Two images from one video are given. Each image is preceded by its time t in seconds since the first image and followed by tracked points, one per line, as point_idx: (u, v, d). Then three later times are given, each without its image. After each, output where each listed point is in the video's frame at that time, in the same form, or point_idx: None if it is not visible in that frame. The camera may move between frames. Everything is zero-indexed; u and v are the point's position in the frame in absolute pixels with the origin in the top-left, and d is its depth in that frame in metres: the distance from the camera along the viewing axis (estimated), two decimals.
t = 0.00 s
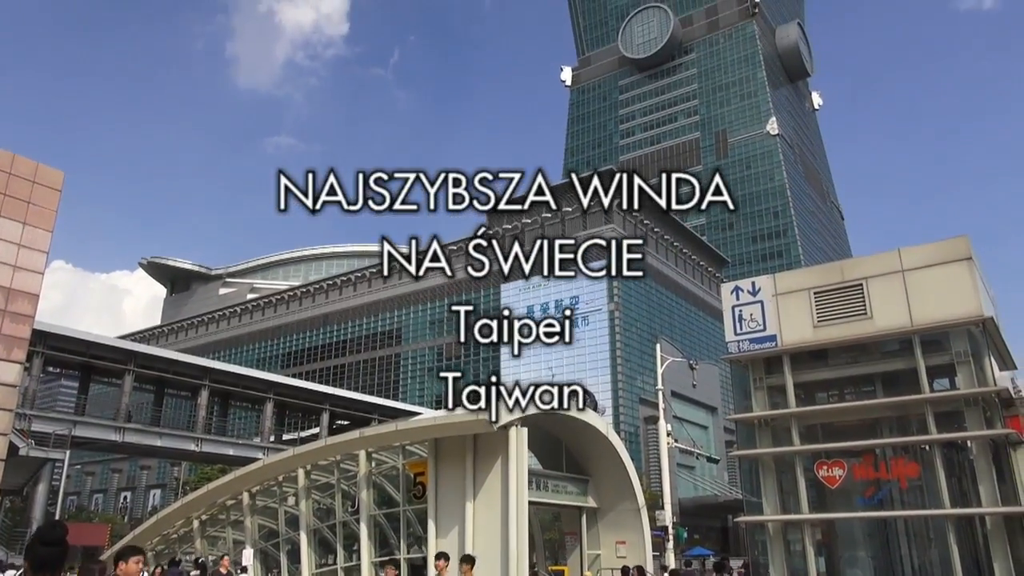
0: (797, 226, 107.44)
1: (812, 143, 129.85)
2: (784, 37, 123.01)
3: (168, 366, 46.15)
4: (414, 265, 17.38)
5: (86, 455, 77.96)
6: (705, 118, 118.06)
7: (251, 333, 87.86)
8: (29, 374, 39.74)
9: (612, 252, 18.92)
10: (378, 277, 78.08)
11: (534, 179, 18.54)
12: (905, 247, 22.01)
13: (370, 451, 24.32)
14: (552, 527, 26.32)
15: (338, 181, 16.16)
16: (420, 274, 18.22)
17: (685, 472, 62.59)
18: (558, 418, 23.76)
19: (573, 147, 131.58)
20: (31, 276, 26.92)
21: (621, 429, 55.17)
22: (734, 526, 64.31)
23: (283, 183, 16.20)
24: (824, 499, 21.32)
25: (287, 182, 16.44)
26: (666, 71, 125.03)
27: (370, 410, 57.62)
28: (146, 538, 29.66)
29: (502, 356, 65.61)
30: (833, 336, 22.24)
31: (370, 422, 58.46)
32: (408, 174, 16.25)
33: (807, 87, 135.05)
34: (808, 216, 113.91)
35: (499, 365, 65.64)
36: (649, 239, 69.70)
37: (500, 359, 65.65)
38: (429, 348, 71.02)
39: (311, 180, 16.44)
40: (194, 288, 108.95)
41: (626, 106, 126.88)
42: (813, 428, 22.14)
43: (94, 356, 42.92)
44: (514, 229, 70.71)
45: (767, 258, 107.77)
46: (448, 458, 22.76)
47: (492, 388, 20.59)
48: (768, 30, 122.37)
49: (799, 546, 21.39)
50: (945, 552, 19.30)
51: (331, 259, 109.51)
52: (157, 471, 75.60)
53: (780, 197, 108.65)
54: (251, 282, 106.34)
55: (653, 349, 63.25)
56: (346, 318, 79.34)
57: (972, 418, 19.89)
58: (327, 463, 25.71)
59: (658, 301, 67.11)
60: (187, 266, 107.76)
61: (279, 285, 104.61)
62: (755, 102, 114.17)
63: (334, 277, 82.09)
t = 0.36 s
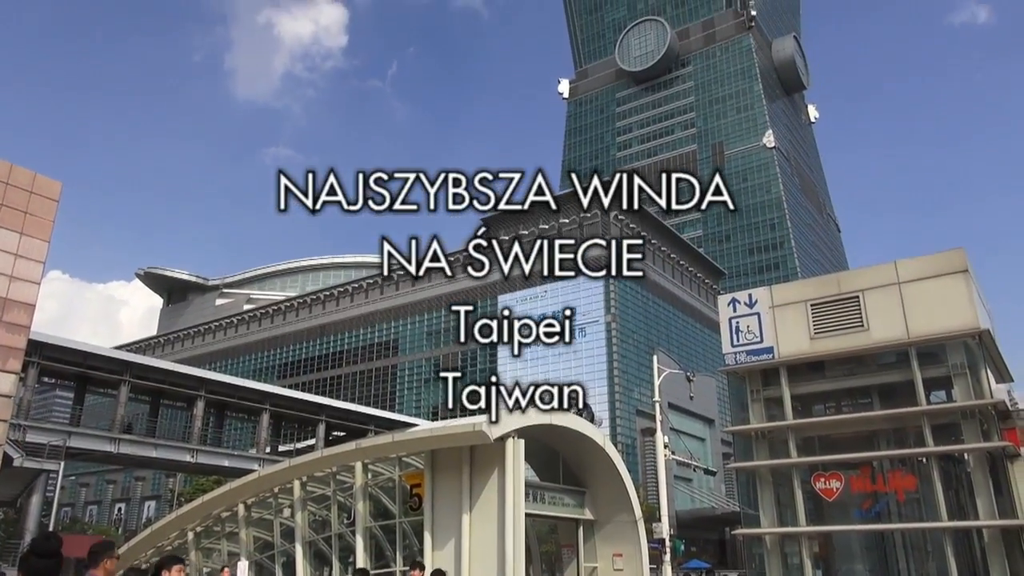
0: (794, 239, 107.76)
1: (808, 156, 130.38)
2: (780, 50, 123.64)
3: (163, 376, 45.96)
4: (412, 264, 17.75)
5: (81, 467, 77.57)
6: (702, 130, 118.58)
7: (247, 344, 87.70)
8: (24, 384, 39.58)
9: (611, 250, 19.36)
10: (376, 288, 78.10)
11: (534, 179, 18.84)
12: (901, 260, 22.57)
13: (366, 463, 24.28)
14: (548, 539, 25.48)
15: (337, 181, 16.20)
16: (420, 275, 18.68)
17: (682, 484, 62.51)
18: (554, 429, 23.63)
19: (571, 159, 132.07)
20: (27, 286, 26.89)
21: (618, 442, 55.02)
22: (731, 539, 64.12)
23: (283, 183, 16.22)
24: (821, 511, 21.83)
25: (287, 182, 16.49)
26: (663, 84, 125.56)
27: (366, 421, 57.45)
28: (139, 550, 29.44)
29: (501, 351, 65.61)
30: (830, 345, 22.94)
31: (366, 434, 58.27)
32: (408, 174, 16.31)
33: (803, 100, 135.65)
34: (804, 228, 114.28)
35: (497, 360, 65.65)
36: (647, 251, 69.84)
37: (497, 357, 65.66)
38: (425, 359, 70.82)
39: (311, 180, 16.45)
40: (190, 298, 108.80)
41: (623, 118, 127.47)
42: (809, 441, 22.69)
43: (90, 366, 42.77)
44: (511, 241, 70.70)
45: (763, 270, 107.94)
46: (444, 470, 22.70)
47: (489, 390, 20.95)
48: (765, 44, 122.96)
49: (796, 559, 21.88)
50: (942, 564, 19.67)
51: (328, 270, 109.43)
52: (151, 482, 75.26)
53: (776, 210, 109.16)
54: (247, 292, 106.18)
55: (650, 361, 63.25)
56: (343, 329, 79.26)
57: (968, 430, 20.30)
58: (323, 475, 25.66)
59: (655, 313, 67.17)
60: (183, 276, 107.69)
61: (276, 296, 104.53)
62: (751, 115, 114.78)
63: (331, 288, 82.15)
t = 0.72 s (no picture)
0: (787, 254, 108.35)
1: (802, 172, 131.13)
2: (774, 67, 124.55)
3: (155, 389, 45.67)
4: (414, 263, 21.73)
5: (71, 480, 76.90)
6: (696, 145, 119.29)
7: (240, 357, 87.40)
8: (14, 397, 39.28)
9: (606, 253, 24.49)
10: (370, 302, 77.93)
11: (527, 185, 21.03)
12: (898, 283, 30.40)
13: (359, 477, 24.09)
14: (541, 555, 25.13)
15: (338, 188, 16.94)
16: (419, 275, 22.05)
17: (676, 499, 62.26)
18: (548, 442, 23.52)
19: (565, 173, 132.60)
20: (19, 298, 26.79)
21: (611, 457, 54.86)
22: (725, 554, 63.82)
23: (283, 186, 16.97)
24: (816, 526, 29.03)
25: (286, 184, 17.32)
26: (658, 99, 126.27)
27: (359, 435, 57.17)
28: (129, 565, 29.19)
29: (496, 362, 65.34)
30: (823, 358, 31.15)
31: (359, 448, 57.92)
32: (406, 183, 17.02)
33: (796, 117, 136.51)
34: (798, 244, 114.83)
35: (492, 369, 65.42)
36: (641, 267, 69.67)
37: (494, 364, 65.40)
38: (420, 373, 70.45)
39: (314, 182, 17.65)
40: (184, 311, 108.50)
41: (618, 133, 128.30)
42: (803, 457, 30.29)
43: (81, 379, 42.50)
44: (505, 255, 70.03)
45: (757, 285, 108.23)
46: (437, 485, 22.57)
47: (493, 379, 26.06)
48: (758, 61, 123.85)
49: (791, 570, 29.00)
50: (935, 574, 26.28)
51: (323, 283, 109.19)
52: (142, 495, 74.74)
53: (769, 226, 109.83)
54: (241, 305, 105.82)
55: (644, 376, 63.10)
56: (337, 342, 79.00)
57: (961, 447, 27.08)
58: (315, 489, 25.47)
59: (650, 328, 67.20)
60: (177, 289, 107.32)
61: (270, 309, 104.30)
62: (745, 131, 115.40)
63: (325, 301, 82.06)
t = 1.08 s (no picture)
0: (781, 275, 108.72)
1: (795, 194, 132.03)
2: (767, 90, 125.61)
3: (146, 408, 45.37)
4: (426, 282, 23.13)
5: (60, 500, 76.10)
6: (690, 167, 120.21)
7: (233, 376, 87.02)
8: (5, 415, 39.01)
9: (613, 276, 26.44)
10: (364, 321, 77.78)
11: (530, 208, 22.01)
12: (890, 306, 32.61)
13: (352, 497, 23.89)
14: None
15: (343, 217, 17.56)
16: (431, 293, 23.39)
17: (671, 522, 61.85)
18: (542, 464, 23.41)
19: (561, 194, 133.21)
20: (12, 315, 26.70)
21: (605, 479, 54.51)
22: None
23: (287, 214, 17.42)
24: (810, 547, 31.23)
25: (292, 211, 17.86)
26: (653, 121, 127.10)
27: (352, 455, 56.74)
28: None
29: (490, 382, 65.12)
30: (818, 380, 33.30)
31: (351, 468, 57.42)
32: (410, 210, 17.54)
33: (790, 139, 137.53)
34: (792, 265, 115.30)
35: (486, 390, 65.14)
36: (636, 287, 69.82)
37: (488, 385, 65.14)
38: (413, 393, 70.06)
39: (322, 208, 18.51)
40: (177, 329, 108.03)
41: (613, 154, 129.07)
42: (798, 480, 32.46)
43: (73, 397, 42.32)
44: (499, 275, 69.95)
45: (751, 306, 108.51)
46: (430, 506, 22.40)
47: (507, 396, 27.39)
48: (752, 84, 124.85)
49: None
50: None
51: (317, 302, 108.91)
52: (132, 516, 74.15)
53: (763, 247, 110.32)
54: (235, 323, 105.49)
55: (640, 397, 62.87)
56: (330, 362, 78.61)
57: (957, 471, 29.04)
58: (307, 510, 25.27)
59: (645, 349, 67.19)
60: (171, 307, 106.89)
61: (264, 327, 104.03)
62: (739, 153, 116.19)
63: (320, 320, 81.93)
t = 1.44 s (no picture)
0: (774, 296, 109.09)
1: (787, 215, 132.75)
2: (759, 111, 126.60)
3: (136, 426, 44.98)
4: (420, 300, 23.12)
5: (47, 519, 75.07)
6: (683, 188, 121.00)
7: (224, 394, 86.46)
8: None
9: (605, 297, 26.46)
10: (356, 339, 77.56)
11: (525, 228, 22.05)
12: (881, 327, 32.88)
13: (342, 517, 23.67)
14: None
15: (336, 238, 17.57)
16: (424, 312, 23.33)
17: (663, 543, 61.59)
18: (534, 484, 23.27)
19: (554, 213, 133.65)
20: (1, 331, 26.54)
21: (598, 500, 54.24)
22: None
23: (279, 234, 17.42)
24: (803, 568, 31.37)
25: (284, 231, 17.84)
26: (646, 142, 127.92)
27: (343, 475, 56.31)
28: None
29: (483, 402, 64.88)
30: (810, 402, 33.49)
31: (342, 488, 56.98)
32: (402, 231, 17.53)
33: (782, 161, 138.52)
34: (784, 286, 115.72)
35: (478, 409, 64.88)
36: (628, 306, 69.95)
37: (481, 405, 64.90)
38: (405, 412, 69.73)
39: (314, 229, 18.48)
40: (168, 346, 107.45)
41: (607, 175, 129.75)
42: (791, 501, 32.56)
43: (62, 415, 41.94)
44: (493, 293, 69.97)
45: (744, 326, 108.75)
46: (422, 526, 22.21)
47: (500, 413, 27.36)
48: (744, 106, 125.84)
49: None
50: None
51: (309, 320, 108.53)
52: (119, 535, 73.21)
53: (756, 267, 110.80)
54: (226, 341, 104.93)
55: (632, 417, 62.85)
56: (322, 380, 78.22)
57: (950, 493, 29.36)
58: (297, 530, 25.01)
59: (637, 369, 67.12)
60: (161, 324, 106.36)
61: (256, 345, 103.53)
62: (731, 174, 116.93)
63: (312, 338, 81.67)
